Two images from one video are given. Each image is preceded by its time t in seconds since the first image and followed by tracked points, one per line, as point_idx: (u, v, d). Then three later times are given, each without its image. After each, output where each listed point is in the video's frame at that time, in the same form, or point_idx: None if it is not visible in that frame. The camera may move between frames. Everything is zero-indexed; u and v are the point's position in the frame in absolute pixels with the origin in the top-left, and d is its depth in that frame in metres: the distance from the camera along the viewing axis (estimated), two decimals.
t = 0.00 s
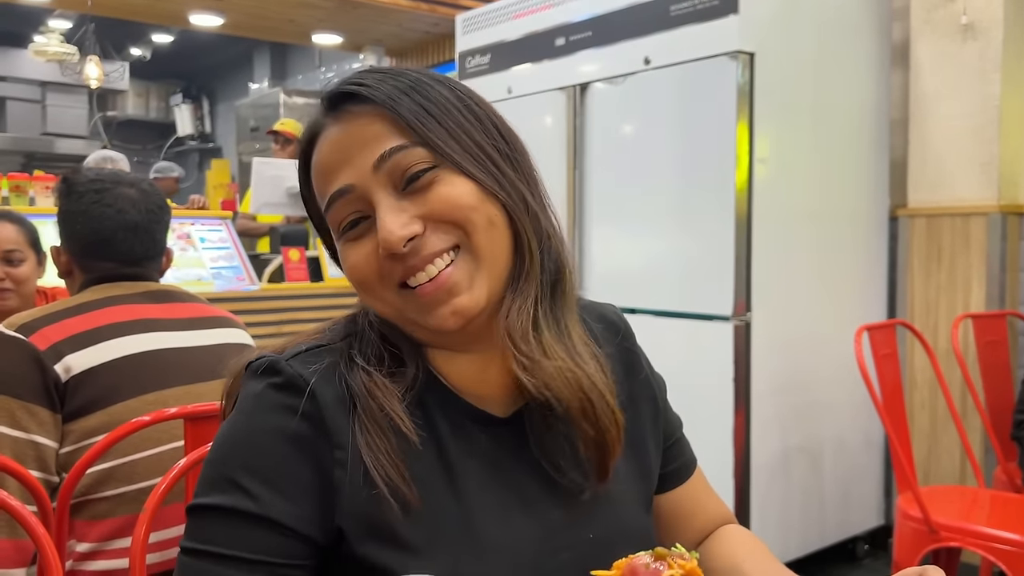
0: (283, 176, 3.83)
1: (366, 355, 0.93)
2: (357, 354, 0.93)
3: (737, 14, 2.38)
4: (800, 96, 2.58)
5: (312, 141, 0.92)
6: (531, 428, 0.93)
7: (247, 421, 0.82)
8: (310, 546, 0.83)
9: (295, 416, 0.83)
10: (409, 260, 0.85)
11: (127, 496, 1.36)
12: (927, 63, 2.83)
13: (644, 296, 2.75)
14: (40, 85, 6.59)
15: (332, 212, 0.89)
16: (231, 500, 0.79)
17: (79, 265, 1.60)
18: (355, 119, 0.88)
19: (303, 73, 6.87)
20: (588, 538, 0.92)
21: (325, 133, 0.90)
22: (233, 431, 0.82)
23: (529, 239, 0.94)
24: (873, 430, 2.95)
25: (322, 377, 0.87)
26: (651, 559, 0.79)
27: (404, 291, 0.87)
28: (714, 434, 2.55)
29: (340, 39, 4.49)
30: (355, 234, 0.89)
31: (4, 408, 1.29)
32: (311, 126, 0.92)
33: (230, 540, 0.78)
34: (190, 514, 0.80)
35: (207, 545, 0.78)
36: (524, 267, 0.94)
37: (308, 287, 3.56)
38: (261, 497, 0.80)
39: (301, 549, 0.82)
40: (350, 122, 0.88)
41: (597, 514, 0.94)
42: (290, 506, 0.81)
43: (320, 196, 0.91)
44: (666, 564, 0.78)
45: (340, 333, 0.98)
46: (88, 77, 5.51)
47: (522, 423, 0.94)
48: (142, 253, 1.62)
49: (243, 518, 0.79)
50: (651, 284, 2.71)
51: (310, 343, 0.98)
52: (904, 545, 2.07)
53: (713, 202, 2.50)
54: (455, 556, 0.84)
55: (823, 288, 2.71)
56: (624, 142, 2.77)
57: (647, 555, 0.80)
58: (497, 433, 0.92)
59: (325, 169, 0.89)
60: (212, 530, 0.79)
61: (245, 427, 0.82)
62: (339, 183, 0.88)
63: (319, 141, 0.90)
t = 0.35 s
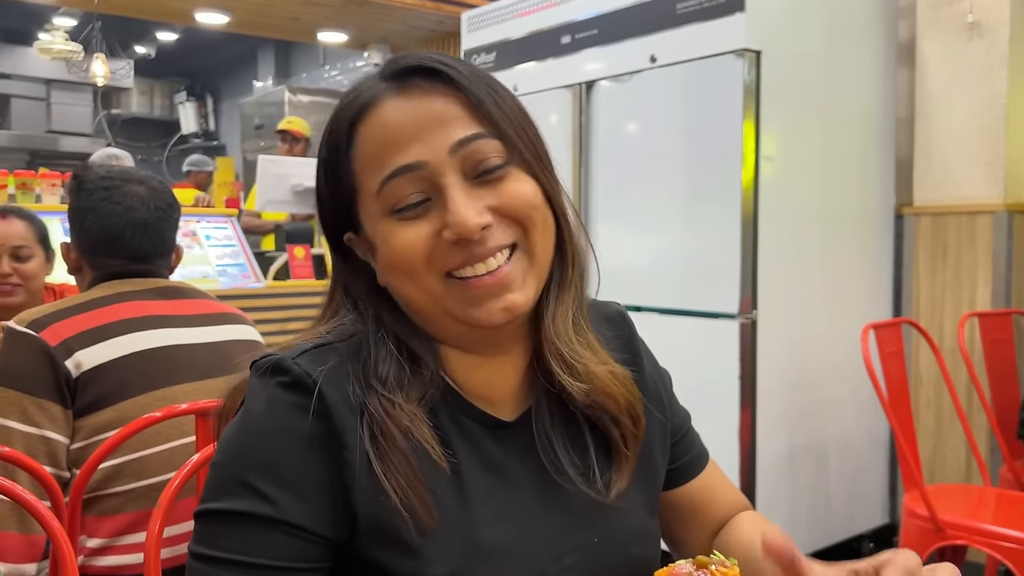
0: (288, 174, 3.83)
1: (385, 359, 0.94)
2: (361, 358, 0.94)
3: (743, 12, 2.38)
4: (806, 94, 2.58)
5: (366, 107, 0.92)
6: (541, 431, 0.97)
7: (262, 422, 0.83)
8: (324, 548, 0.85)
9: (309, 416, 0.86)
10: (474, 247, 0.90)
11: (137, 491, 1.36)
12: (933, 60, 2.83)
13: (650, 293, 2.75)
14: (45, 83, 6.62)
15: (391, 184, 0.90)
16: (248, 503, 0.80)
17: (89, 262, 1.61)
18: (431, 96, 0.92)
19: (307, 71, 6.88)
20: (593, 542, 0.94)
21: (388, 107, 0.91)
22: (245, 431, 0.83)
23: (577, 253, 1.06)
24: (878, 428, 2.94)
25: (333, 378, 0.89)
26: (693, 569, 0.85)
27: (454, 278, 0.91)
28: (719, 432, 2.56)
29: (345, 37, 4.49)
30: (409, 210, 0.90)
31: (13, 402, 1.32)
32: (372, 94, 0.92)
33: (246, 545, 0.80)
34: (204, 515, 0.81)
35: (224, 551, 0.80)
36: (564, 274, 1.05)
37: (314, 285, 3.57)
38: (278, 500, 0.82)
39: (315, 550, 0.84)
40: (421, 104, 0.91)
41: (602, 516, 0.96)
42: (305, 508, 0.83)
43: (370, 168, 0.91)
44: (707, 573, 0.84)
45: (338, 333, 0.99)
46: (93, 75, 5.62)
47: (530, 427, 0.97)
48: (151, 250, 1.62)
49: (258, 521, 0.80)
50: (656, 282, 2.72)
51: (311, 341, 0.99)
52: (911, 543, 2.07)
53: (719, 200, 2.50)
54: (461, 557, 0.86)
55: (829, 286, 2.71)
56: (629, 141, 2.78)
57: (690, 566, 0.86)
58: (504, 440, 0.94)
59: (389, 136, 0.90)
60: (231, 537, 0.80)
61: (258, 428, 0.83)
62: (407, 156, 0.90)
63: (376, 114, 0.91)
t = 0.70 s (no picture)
0: (291, 170, 3.83)
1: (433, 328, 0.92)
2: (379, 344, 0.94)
3: (745, 8, 2.38)
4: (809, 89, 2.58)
5: (570, 84, 0.92)
6: (558, 435, 0.98)
7: (267, 415, 0.83)
8: (331, 540, 0.84)
9: (311, 407, 0.85)
10: (609, 261, 0.90)
11: (140, 485, 1.37)
12: (936, 56, 2.83)
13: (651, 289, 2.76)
14: (47, 80, 6.64)
15: (573, 163, 0.89)
16: (254, 497, 0.80)
17: (91, 258, 1.61)
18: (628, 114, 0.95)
19: (309, 68, 6.89)
20: (600, 541, 0.95)
21: (590, 96, 0.92)
22: (249, 425, 0.83)
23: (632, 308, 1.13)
24: (879, 423, 2.94)
25: (344, 372, 0.88)
26: None
27: (568, 276, 0.89)
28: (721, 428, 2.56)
29: (346, 34, 4.49)
30: (573, 195, 0.89)
31: (16, 396, 1.32)
32: (590, 80, 0.93)
33: (252, 537, 0.80)
34: (210, 506, 0.82)
35: (230, 541, 0.80)
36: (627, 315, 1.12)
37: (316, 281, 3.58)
38: (284, 494, 0.81)
39: (321, 543, 0.83)
40: (621, 110, 0.93)
41: (603, 513, 0.96)
42: (311, 502, 0.83)
43: (554, 136, 0.89)
44: None
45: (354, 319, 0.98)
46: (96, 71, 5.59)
47: (546, 428, 0.97)
48: (153, 246, 1.63)
49: (262, 513, 0.80)
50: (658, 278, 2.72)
51: (326, 330, 0.97)
52: (912, 538, 2.07)
53: (721, 196, 2.50)
54: (464, 555, 0.85)
55: (831, 282, 2.71)
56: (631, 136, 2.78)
57: None
58: (512, 436, 0.94)
59: (581, 121, 0.90)
60: (237, 530, 0.81)
61: (262, 421, 0.83)
62: (592, 148, 0.90)
63: (573, 94, 0.91)
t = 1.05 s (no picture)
0: (290, 166, 3.84)
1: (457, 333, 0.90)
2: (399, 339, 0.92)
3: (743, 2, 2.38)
4: (805, 83, 2.58)
5: (580, 79, 0.93)
6: (575, 439, 0.96)
7: (276, 412, 0.81)
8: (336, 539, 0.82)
9: (323, 407, 0.82)
10: (625, 236, 0.87)
11: (137, 481, 1.38)
12: (933, 50, 2.83)
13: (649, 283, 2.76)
14: (46, 77, 6.64)
15: (588, 139, 0.87)
16: (259, 493, 0.78)
17: (88, 255, 1.62)
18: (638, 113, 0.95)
19: (307, 64, 6.90)
20: (602, 544, 0.94)
21: (598, 89, 0.92)
22: (260, 421, 0.81)
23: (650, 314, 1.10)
24: (877, 417, 2.95)
25: (356, 369, 0.85)
26: None
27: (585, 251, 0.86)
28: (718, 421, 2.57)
29: (344, 29, 4.49)
30: (586, 169, 0.87)
31: (14, 393, 1.32)
32: (599, 76, 0.94)
33: (259, 534, 0.78)
34: (216, 502, 0.79)
35: (237, 538, 0.78)
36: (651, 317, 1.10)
37: (314, 276, 3.58)
38: (291, 490, 0.79)
39: (325, 542, 0.81)
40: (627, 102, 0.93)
41: (617, 518, 0.96)
42: (319, 500, 0.80)
43: (572, 117, 0.89)
44: None
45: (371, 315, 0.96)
46: (93, 66, 5.76)
47: (553, 432, 0.95)
48: (148, 242, 1.63)
49: (269, 510, 0.78)
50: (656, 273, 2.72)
51: (341, 325, 0.94)
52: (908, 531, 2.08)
53: (717, 190, 2.51)
54: (469, 552, 0.83)
55: (829, 276, 2.72)
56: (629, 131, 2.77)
57: None
58: (522, 438, 0.92)
59: (594, 108, 0.90)
60: (240, 524, 0.78)
61: (272, 417, 0.81)
62: (606, 128, 0.89)
63: (586, 85, 0.92)
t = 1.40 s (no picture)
0: (287, 160, 3.84)
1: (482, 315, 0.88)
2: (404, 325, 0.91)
3: None
4: (802, 74, 2.58)
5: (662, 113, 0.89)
6: (565, 432, 0.96)
7: (272, 404, 0.81)
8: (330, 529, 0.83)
9: (322, 400, 0.82)
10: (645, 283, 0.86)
11: (135, 475, 1.38)
12: (930, 41, 2.82)
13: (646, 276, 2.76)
14: (41, 71, 6.63)
15: (641, 180, 0.85)
16: (256, 486, 0.78)
17: (85, 249, 1.62)
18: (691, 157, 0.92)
19: (304, 57, 6.89)
20: (586, 530, 0.94)
21: (664, 124, 0.89)
22: (252, 414, 0.81)
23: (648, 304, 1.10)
24: (874, 408, 2.96)
25: (357, 362, 0.84)
26: None
27: (606, 280, 0.84)
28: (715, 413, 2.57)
29: (341, 23, 4.48)
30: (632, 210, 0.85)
31: (11, 388, 1.32)
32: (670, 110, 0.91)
33: (255, 527, 0.78)
34: (211, 494, 0.80)
35: (234, 531, 0.78)
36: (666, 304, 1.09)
37: (312, 271, 3.58)
38: (287, 484, 0.79)
39: (321, 534, 0.81)
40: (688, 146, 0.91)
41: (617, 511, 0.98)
42: (314, 493, 0.80)
43: (637, 153, 0.86)
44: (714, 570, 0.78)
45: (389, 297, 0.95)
46: (90, 62, 5.78)
47: (540, 426, 0.95)
48: (145, 237, 1.63)
49: (263, 503, 0.79)
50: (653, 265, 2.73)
51: (359, 313, 0.93)
52: (904, 521, 2.09)
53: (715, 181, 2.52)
54: (457, 541, 0.84)
55: (826, 267, 2.72)
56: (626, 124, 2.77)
57: None
58: (514, 429, 0.92)
59: (656, 145, 0.87)
60: (235, 515, 0.79)
61: (264, 409, 0.80)
62: (659, 168, 0.87)
63: (655, 118, 0.88)
